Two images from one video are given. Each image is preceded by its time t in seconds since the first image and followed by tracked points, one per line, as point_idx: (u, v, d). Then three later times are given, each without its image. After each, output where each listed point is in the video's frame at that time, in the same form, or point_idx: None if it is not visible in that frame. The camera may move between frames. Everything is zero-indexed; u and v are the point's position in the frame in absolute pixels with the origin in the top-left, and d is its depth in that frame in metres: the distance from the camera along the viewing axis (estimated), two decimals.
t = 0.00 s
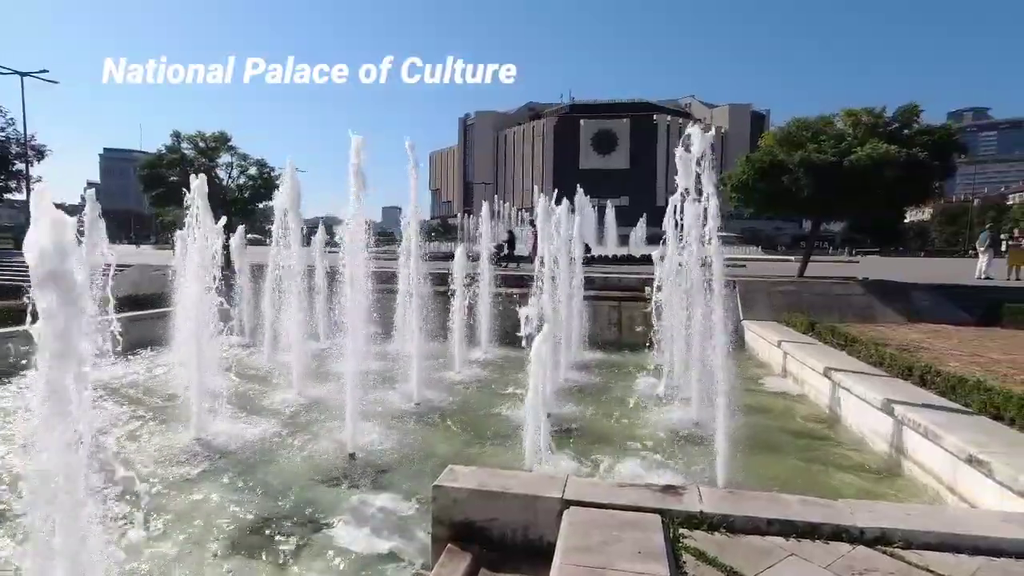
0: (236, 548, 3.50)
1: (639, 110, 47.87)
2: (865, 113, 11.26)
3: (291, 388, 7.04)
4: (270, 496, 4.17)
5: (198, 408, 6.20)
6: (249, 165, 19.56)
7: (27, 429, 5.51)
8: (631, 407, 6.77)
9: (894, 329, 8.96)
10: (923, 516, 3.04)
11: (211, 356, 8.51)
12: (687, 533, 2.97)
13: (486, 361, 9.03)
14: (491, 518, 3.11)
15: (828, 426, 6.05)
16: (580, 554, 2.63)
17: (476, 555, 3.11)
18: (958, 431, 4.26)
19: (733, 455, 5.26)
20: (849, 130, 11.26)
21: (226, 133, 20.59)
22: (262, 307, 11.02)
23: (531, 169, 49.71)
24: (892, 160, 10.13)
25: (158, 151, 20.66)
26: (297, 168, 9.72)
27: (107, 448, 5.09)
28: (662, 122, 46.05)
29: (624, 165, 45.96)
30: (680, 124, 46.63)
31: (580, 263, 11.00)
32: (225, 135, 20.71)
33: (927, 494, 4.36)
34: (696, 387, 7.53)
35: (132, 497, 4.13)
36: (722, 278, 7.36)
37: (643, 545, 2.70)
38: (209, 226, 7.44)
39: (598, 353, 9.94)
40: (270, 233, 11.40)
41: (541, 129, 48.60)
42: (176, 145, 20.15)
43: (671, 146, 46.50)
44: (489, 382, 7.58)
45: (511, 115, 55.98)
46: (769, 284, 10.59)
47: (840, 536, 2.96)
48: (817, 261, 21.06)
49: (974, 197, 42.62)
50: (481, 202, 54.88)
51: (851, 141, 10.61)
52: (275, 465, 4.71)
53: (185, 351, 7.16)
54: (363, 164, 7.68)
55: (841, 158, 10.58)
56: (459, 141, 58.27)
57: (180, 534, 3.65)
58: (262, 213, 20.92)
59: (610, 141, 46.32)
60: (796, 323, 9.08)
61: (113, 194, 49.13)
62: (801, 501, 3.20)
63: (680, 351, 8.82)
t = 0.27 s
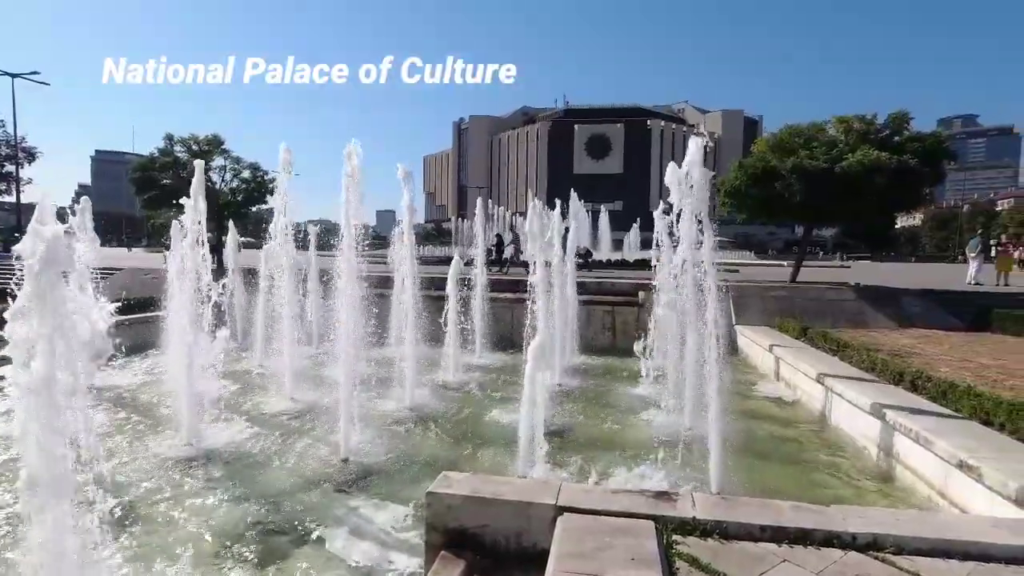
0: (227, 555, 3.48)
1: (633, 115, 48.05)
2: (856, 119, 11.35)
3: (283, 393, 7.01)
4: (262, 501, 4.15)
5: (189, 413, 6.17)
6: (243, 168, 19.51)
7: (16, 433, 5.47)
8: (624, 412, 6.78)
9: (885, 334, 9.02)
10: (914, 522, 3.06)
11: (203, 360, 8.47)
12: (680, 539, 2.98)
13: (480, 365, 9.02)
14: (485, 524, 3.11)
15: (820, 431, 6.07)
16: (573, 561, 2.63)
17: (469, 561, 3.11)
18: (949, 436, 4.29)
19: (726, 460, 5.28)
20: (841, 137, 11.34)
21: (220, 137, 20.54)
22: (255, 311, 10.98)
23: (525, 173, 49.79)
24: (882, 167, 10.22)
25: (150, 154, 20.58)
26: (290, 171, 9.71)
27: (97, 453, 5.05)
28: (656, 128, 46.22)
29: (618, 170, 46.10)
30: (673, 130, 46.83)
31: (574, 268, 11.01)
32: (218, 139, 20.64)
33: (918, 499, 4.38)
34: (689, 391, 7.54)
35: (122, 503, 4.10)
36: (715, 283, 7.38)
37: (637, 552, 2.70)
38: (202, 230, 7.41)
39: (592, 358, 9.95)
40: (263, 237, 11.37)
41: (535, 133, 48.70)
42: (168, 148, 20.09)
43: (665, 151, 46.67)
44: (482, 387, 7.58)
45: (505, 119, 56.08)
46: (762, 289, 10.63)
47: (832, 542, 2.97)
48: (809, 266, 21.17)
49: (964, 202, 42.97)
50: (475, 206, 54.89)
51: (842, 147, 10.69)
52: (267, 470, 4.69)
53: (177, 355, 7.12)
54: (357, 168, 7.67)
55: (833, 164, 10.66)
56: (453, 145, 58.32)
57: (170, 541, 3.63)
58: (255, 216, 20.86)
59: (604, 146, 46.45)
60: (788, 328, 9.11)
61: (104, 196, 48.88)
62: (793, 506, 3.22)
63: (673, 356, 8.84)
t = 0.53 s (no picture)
0: (219, 562, 3.46)
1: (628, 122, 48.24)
2: (848, 128, 11.43)
3: (277, 399, 6.97)
4: (254, 509, 4.13)
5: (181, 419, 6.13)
6: (237, 173, 19.47)
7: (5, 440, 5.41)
8: (619, 418, 6.78)
9: (877, 341, 9.05)
10: (907, 529, 3.07)
11: (196, 366, 8.43)
12: (675, 547, 2.98)
13: (474, 372, 9.01)
14: (480, 533, 3.11)
15: (814, 438, 6.08)
16: (568, 569, 2.63)
17: (463, 569, 3.10)
18: (941, 443, 4.31)
19: (720, 467, 5.28)
20: (834, 144, 11.41)
21: (214, 141, 20.50)
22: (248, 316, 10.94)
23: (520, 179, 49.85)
24: (875, 175, 10.28)
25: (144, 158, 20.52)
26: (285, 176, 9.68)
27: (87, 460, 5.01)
28: (650, 134, 46.38)
29: (613, 176, 46.24)
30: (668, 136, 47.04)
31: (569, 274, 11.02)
32: (212, 143, 20.60)
33: (911, 506, 4.40)
34: (683, 398, 7.55)
35: (114, 509, 4.07)
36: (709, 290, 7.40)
37: (631, 560, 2.70)
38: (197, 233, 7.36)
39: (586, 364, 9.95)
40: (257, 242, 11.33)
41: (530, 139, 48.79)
42: (162, 153, 20.03)
43: (659, 158, 46.86)
44: (476, 393, 7.56)
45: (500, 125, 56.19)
46: (756, 295, 10.66)
47: (826, 550, 2.97)
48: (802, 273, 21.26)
49: (956, 209, 43.28)
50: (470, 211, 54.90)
51: (835, 155, 10.76)
52: (259, 477, 4.67)
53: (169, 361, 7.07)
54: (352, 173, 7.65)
55: (826, 172, 10.72)
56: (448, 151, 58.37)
57: (162, 548, 3.61)
58: (249, 221, 20.81)
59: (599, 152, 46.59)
60: (782, 335, 9.14)
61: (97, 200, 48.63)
62: (787, 514, 3.22)
63: (668, 362, 8.84)
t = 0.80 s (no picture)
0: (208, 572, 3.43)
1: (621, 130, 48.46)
2: (837, 138, 11.53)
3: (267, 406, 6.94)
4: (244, 518, 4.10)
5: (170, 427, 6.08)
6: (229, 178, 19.42)
7: None
8: (610, 426, 6.77)
9: (868, 349, 9.10)
10: (898, 538, 3.09)
11: (185, 373, 8.37)
12: (667, 556, 2.98)
13: (466, 379, 9.00)
14: (473, 542, 3.10)
15: (805, 446, 6.09)
16: None
17: None
18: (931, 451, 4.33)
19: (711, 475, 5.29)
20: (824, 154, 11.51)
21: (206, 147, 20.44)
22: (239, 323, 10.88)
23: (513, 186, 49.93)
24: (864, 184, 10.37)
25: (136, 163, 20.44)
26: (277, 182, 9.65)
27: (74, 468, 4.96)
28: (643, 142, 46.60)
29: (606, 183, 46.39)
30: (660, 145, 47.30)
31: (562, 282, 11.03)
32: (204, 149, 20.54)
33: (901, 514, 4.41)
34: (675, 406, 7.55)
35: (102, 518, 4.04)
36: (701, 298, 7.42)
37: (624, 569, 2.69)
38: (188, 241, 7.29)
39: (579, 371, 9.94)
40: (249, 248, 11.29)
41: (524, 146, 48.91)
42: (154, 158, 19.95)
43: (652, 166, 47.08)
44: (467, 401, 7.55)
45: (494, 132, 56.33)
46: (747, 303, 10.69)
47: (818, 559, 2.98)
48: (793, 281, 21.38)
49: (945, 219, 43.68)
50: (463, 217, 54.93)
51: (825, 165, 10.84)
52: (250, 485, 4.64)
53: (158, 367, 7.02)
54: (345, 180, 7.65)
55: (816, 181, 10.79)
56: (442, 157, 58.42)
57: (150, 557, 3.57)
58: (241, 226, 20.75)
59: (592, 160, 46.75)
60: (774, 343, 9.16)
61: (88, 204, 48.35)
62: (779, 523, 3.23)
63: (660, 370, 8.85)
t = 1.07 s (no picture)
0: None
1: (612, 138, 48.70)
2: (825, 147, 11.65)
3: (256, 414, 6.89)
4: (231, 528, 4.06)
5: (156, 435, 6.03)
6: (219, 184, 19.33)
7: None
8: (601, 434, 6.76)
9: (856, 357, 9.16)
10: (886, 547, 3.10)
11: (173, 381, 8.30)
12: (658, 566, 2.97)
13: (456, 386, 8.97)
14: (463, 553, 3.08)
15: (795, 454, 6.11)
16: None
17: None
18: (918, 459, 4.36)
19: (701, 483, 5.29)
20: (812, 164, 11.61)
21: (196, 152, 20.37)
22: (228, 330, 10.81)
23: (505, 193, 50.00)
24: (853, 194, 10.47)
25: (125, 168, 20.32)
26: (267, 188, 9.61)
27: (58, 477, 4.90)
28: (634, 150, 46.82)
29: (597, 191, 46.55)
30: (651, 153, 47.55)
31: (553, 289, 11.04)
32: (195, 154, 20.47)
33: (889, 522, 4.43)
34: (665, 413, 7.57)
35: (86, 529, 3.99)
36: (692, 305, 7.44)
37: None
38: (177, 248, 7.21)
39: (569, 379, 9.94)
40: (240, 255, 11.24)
41: (515, 154, 49.02)
42: (143, 163, 19.86)
43: (643, 174, 47.30)
44: (458, 409, 7.53)
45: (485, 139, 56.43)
46: (737, 311, 10.73)
47: (807, 569, 2.98)
48: (782, 289, 21.50)
49: (931, 228, 44.12)
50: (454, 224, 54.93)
51: (814, 174, 10.93)
52: (238, 495, 4.60)
53: (145, 374, 6.95)
54: (337, 187, 7.63)
55: (805, 191, 10.88)
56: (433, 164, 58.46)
57: (135, 568, 3.54)
58: (230, 232, 20.66)
59: (583, 167, 46.92)
60: (763, 351, 9.20)
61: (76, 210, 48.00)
62: (769, 532, 3.23)
63: (651, 377, 8.86)
